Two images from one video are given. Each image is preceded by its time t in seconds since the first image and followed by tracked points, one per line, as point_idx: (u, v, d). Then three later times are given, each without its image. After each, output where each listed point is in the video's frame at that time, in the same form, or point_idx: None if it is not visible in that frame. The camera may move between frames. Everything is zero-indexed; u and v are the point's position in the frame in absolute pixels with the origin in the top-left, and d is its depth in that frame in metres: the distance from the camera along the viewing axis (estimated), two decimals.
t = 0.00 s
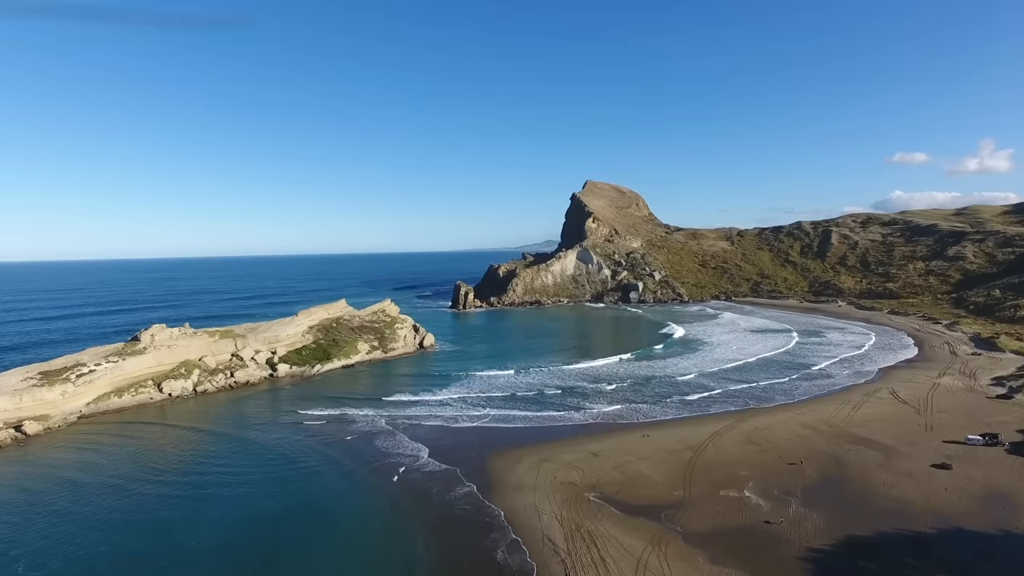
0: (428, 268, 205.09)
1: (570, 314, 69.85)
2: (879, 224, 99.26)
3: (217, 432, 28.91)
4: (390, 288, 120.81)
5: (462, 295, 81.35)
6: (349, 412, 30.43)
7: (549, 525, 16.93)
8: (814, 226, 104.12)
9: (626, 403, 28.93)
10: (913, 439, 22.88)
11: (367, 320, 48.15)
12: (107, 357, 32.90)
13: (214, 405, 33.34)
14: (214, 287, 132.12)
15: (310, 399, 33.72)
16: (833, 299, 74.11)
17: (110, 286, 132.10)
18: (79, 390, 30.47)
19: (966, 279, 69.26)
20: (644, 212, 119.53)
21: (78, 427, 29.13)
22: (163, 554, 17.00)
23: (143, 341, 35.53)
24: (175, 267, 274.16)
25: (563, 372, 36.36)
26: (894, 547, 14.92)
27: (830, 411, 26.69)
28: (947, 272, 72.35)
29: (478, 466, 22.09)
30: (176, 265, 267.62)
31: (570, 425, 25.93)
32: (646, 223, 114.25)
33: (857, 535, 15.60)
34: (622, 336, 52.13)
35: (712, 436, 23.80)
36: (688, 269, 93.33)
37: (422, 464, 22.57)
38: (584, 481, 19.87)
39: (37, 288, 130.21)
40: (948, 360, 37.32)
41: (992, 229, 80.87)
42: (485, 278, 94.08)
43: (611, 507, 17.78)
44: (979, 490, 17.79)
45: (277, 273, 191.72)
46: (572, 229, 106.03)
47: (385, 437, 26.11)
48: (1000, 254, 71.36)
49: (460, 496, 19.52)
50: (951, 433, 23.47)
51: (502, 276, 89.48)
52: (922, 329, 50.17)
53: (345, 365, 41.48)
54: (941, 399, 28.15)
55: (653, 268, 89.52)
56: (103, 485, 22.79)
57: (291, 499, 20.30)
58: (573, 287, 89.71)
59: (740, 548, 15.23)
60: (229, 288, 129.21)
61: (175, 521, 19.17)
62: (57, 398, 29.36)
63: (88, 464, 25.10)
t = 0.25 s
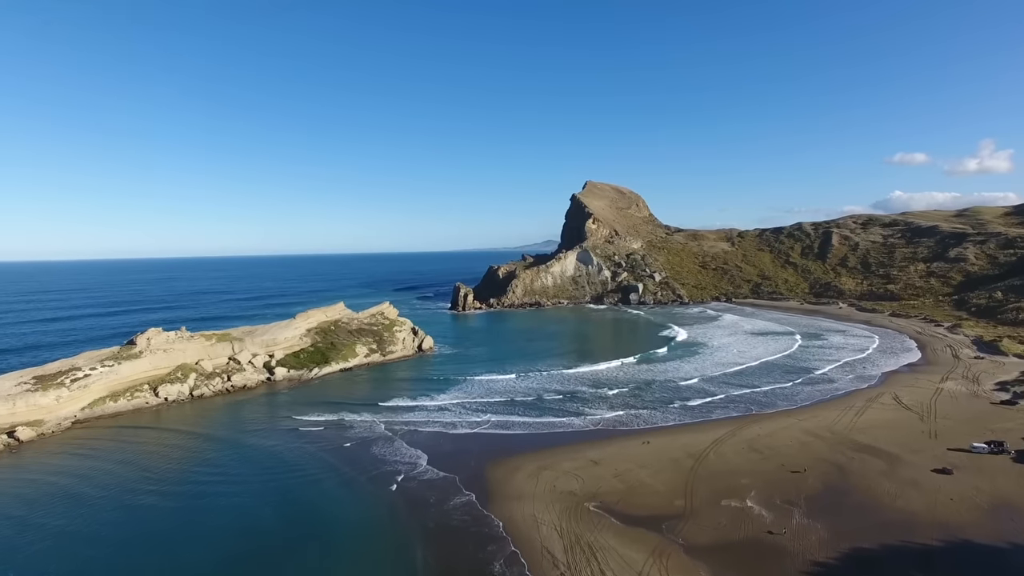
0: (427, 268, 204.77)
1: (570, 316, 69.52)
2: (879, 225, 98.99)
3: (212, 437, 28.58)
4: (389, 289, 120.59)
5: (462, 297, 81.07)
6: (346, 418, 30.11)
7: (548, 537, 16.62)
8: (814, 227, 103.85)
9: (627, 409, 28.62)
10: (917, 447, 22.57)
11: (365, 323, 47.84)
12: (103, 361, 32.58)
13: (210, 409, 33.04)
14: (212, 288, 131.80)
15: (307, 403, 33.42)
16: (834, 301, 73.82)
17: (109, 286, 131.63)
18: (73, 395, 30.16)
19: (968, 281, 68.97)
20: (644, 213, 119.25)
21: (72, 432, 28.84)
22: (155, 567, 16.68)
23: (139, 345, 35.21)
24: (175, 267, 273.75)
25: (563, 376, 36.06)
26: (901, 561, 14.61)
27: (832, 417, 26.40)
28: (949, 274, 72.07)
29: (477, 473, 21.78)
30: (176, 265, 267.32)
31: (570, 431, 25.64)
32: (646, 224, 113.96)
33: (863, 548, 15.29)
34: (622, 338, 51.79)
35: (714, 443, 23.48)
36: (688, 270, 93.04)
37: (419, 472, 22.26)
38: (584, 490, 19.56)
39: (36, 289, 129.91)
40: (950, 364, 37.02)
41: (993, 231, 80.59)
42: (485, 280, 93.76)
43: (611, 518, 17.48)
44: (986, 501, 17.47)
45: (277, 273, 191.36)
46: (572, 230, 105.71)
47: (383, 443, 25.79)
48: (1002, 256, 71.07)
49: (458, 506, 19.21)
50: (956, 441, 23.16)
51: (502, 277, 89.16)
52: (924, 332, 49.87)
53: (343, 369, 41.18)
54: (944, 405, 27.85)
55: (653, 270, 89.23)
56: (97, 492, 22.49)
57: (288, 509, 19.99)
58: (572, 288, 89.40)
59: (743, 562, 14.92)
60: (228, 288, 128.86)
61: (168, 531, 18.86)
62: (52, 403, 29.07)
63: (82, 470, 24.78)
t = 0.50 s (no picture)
0: (427, 268, 204.55)
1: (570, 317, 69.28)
2: (880, 226, 98.73)
3: (209, 441, 28.35)
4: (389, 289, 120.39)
5: (461, 298, 80.85)
6: (344, 422, 29.88)
7: (548, 546, 16.40)
8: (815, 228, 103.64)
9: (627, 413, 28.40)
10: (920, 452, 22.37)
11: (365, 325, 47.62)
12: (99, 364, 32.38)
13: (208, 412, 32.84)
14: (212, 288, 131.52)
15: (305, 407, 33.18)
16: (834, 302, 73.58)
17: (108, 287, 131.43)
18: (69, 398, 29.96)
19: (969, 283, 68.75)
20: (644, 214, 119.02)
21: (68, 436, 28.64)
22: None
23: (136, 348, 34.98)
24: (174, 267, 273.46)
25: (563, 379, 35.82)
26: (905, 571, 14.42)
27: (834, 421, 26.17)
28: (950, 276, 71.84)
29: (476, 479, 21.56)
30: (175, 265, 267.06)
31: (570, 436, 25.43)
32: (646, 225, 113.72)
33: (866, 558, 15.07)
34: (622, 340, 51.54)
35: (715, 448, 23.26)
36: (689, 271, 92.80)
37: (418, 478, 22.04)
38: (584, 496, 19.35)
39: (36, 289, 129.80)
40: (953, 367, 36.79)
41: (994, 232, 80.39)
42: (485, 281, 93.49)
43: (611, 526, 17.27)
44: (990, 509, 17.25)
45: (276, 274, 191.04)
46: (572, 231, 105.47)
47: (381, 448, 25.56)
48: (1003, 257, 70.84)
49: (457, 512, 18.98)
50: (959, 446, 22.95)
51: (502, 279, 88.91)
52: (925, 334, 49.64)
53: (342, 371, 40.98)
54: (947, 409, 27.64)
55: (653, 271, 89.00)
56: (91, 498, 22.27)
57: (286, 515, 19.75)
58: (572, 289, 89.15)
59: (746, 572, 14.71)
60: (227, 289, 128.66)
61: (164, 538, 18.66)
62: (47, 407, 28.88)
63: (76, 475, 24.55)
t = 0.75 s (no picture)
0: (427, 269, 204.18)
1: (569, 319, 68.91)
2: (881, 227, 98.38)
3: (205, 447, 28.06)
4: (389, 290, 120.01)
5: (461, 299, 80.51)
6: (342, 427, 29.58)
7: (548, 558, 16.10)
8: (815, 229, 103.30)
9: (627, 418, 28.11)
10: (925, 459, 22.09)
11: (363, 327, 47.30)
12: (95, 369, 32.08)
13: (205, 417, 32.55)
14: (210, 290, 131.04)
15: (302, 412, 32.87)
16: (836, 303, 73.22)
17: (108, 287, 131.07)
18: (64, 404, 29.68)
19: (970, 284, 68.41)
20: (644, 214, 118.65)
21: (63, 443, 28.37)
22: None
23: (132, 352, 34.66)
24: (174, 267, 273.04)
25: (563, 383, 35.52)
26: None
27: (837, 427, 25.88)
28: (952, 276, 71.50)
29: (475, 487, 21.27)
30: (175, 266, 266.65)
31: (570, 442, 25.14)
32: (646, 225, 113.38)
33: (872, 571, 14.79)
34: (623, 343, 51.23)
35: (717, 455, 22.96)
36: (689, 272, 92.45)
37: (416, 486, 21.73)
38: (584, 505, 19.05)
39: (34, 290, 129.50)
40: (956, 370, 36.49)
41: (995, 232, 80.06)
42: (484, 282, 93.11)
43: (611, 536, 16.98)
44: (997, 519, 16.97)
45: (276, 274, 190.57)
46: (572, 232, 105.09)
47: (379, 455, 25.25)
48: (1005, 258, 70.48)
49: (456, 522, 18.68)
50: (964, 452, 22.66)
51: (501, 280, 88.56)
52: (927, 336, 49.32)
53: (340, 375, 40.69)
54: (951, 414, 27.36)
55: (654, 272, 88.65)
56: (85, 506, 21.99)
57: (283, 525, 19.45)
58: (572, 290, 88.78)
59: None
60: (227, 289, 128.35)
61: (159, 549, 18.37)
62: (41, 413, 28.56)
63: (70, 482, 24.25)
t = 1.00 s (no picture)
0: (427, 269, 203.77)
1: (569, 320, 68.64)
2: (881, 227, 98.23)
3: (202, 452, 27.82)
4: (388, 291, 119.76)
5: (460, 300, 80.28)
6: (341, 431, 29.34)
7: (548, 567, 15.87)
8: (815, 229, 103.13)
9: (628, 422, 27.90)
10: (928, 464, 21.89)
11: (362, 329, 47.06)
12: (91, 372, 31.82)
13: (203, 420, 32.33)
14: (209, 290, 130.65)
15: (301, 415, 32.65)
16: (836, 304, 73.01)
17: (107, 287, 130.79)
18: (60, 408, 29.44)
19: (971, 285, 68.25)
20: (644, 214, 118.46)
21: (59, 447, 28.14)
22: None
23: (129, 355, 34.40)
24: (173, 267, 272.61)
25: (563, 386, 35.31)
26: None
27: (839, 431, 25.67)
28: (952, 277, 71.33)
29: (474, 493, 21.06)
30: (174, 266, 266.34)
31: (570, 447, 24.93)
32: (646, 226, 113.18)
33: None
34: (623, 345, 50.97)
35: (718, 460, 22.74)
36: (689, 273, 92.24)
37: (415, 492, 21.51)
38: (585, 512, 18.84)
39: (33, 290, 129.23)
40: (957, 373, 36.30)
41: (995, 233, 79.91)
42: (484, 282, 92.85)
43: (612, 545, 16.78)
44: (1002, 526, 16.79)
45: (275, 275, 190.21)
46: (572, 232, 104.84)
47: (377, 460, 25.01)
48: (1006, 259, 70.31)
49: (455, 530, 18.46)
50: (968, 457, 22.47)
51: (501, 281, 88.32)
52: (929, 337, 49.13)
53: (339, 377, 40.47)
54: (953, 418, 27.18)
55: (654, 273, 88.43)
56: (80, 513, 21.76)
57: (281, 533, 19.22)
58: (572, 291, 88.54)
59: None
60: (226, 290, 128.00)
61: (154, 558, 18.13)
62: (37, 417, 28.33)
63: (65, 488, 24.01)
